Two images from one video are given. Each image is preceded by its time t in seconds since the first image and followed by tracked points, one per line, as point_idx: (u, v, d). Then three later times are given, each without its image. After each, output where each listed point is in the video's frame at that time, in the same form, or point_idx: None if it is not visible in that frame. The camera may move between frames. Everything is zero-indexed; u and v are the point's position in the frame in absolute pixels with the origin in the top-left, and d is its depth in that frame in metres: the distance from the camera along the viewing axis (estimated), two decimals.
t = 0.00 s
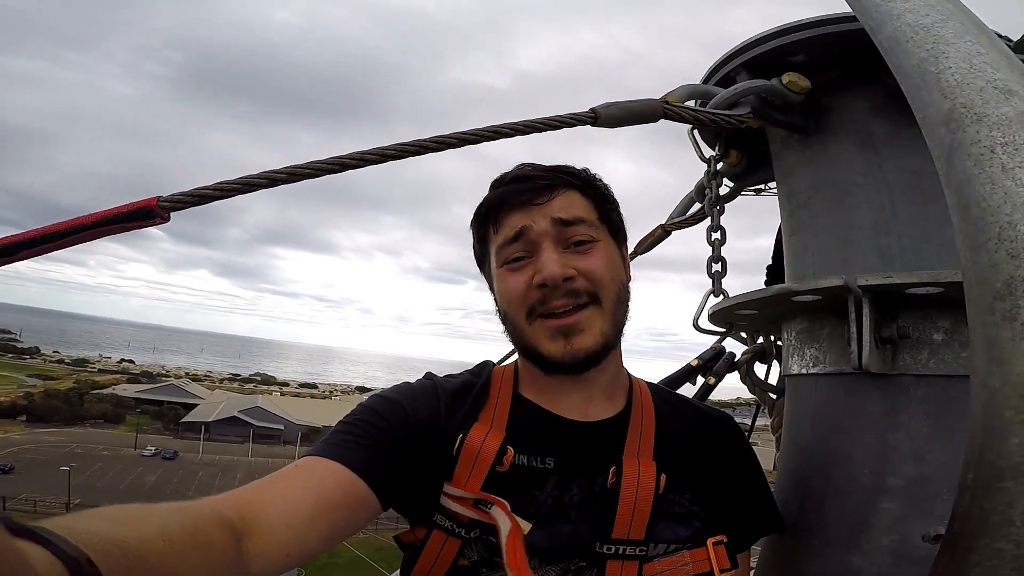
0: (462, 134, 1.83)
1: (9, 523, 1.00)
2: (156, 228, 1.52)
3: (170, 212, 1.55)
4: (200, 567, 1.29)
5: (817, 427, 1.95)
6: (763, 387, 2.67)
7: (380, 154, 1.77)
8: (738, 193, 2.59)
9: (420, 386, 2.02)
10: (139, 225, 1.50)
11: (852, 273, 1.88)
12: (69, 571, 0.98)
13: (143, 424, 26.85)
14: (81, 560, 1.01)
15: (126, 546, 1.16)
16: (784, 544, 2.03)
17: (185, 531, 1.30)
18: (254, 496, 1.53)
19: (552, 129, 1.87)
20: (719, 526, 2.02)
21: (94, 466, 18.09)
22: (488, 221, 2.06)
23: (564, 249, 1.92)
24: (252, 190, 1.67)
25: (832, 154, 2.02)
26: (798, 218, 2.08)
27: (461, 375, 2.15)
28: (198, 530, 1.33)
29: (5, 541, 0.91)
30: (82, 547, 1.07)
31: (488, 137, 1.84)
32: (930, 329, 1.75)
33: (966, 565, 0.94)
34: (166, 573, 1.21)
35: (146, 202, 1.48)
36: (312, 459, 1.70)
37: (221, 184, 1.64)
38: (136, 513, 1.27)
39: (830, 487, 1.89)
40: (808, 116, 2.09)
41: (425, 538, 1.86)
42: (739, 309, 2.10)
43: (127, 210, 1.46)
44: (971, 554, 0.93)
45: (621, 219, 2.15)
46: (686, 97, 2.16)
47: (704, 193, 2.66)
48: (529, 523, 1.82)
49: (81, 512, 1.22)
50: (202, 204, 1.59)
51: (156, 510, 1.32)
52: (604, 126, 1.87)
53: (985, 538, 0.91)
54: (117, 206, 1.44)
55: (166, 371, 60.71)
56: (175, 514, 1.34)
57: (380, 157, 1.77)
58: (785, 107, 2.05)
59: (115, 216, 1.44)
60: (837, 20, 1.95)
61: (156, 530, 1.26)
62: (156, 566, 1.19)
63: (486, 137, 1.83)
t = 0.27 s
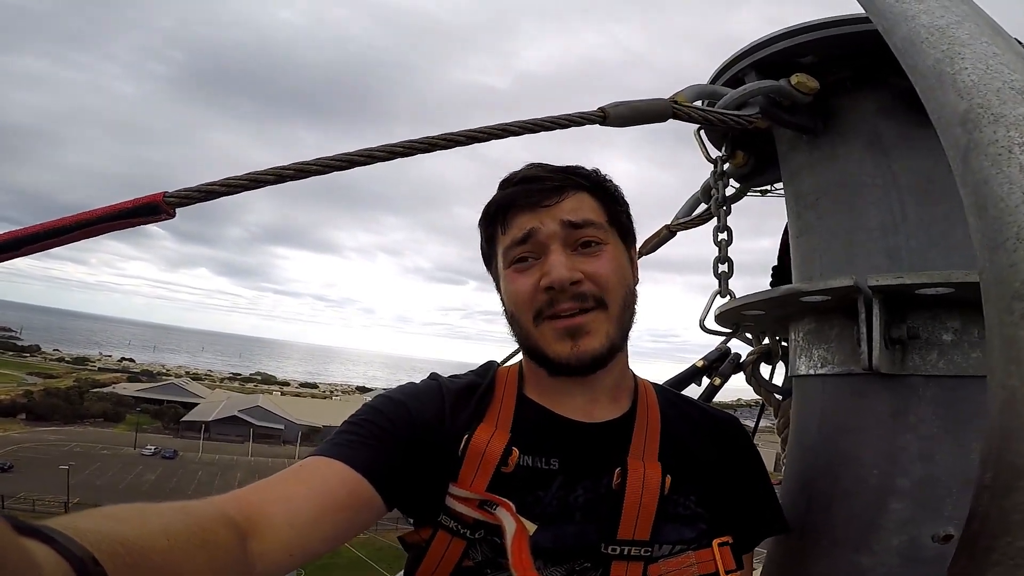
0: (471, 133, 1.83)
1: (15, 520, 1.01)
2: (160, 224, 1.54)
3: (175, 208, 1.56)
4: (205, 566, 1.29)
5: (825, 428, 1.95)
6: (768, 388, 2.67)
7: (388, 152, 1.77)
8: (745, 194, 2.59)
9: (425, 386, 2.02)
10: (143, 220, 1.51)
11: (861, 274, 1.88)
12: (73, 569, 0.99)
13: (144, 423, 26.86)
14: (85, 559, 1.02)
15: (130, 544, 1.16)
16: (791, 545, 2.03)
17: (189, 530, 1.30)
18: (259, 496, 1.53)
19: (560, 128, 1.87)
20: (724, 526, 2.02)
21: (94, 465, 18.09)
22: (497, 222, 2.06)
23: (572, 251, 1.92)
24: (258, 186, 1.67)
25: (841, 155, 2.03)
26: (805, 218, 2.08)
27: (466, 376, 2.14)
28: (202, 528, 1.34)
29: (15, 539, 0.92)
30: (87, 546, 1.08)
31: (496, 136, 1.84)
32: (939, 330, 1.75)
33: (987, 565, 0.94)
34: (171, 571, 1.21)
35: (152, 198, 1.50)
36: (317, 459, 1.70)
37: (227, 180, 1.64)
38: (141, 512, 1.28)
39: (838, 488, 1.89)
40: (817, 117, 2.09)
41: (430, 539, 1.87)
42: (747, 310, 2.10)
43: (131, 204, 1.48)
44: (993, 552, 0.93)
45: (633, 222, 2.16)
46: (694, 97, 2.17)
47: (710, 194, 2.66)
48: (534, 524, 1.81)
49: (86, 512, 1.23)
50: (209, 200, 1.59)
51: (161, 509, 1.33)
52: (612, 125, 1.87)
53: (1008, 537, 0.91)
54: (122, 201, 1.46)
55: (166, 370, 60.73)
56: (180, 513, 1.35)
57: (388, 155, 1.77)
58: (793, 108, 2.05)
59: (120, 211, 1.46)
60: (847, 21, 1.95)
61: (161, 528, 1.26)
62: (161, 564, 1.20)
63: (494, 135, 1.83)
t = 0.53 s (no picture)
0: (473, 132, 1.82)
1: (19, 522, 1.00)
2: (160, 224, 1.53)
3: (175, 208, 1.55)
4: (208, 567, 1.29)
5: (828, 428, 1.95)
6: (770, 389, 2.67)
7: (390, 151, 1.77)
8: (747, 194, 2.59)
9: (426, 386, 2.01)
10: (144, 221, 1.51)
11: (864, 275, 1.88)
12: (77, 570, 0.98)
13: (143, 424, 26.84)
14: (89, 560, 1.01)
15: (133, 545, 1.16)
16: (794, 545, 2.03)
17: (191, 531, 1.30)
18: (260, 496, 1.52)
19: (563, 127, 1.87)
20: (725, 525, 2.02)
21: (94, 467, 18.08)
22: (500, 222, 2.05)
23: (576, 254, 1.92)
24: (259, 186, 1.67)
25: (845, 155, 2.02)
26: (808, 218, 2.08)
27: (467, 376, 2.14)
28: (204, 529, 1.33)
29: (16, 537, 0.91)
30: (90, 547, 1.07)
31: (498, 135, 1.84)
32: (943, 330, 1.75)
33: (994, 565, 0.94)
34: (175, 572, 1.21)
35: (152, 198, 1.50)
36: (318, 460, 1.69)
37: (228, 180, 1.64)
38: (142, 513, 1.27)
39: (842, 489, 1.88)
40: (820, 117, 2.08)
41: (431, 539, 1.86)
42: (750, 310, 2.09)
43: (132, 204, 1.48)
44: (1000, 552, 0.93)
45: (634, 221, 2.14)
46: (697, 97, 2.16)
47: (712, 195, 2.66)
48: (536, 523, 1.81)
49: (88, 513, 1.22)
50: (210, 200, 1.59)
51: (162, 510, 1.32)
52: (615, 124, 1.87)
53: (1015, 538, 0.91)
54: (122, 201, 1.46)
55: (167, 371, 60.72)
56: (182, 515, 1.34)
57: (390, 154, 1.77)
58: (796, 108, 2.05)
59: (121, 211, 1.45)
60: (851, 21, 1.95)
61: (163, 530, 1.25)
62: (164, 564, 1.19)
63: (496, 134, 1.83)
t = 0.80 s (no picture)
0: (467, 129, 1.80)
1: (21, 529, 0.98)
2: (150, 226, 1.51)
3: (165, 210, 1.53)
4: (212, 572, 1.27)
5: (830, 426, 1.92)
6: (771, 387, 2.65)
7: (382, 148, 1.74)
8: (746, 190, 2.57)
9: (421, 389, 1.99)
10: (134, 223, 1.48)
11: (865, 270, 1.86)
12: None
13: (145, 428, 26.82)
14: (93, 566, 0.99)
15: (135, 551, 1.13)
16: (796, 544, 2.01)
17: (193, 537, 1.28)
18: (260, 501, 1.50)
19: (560, 124, 1.84)
20: (726, 522, 2.00)
21: (96, 472, 18.06)
22: (536, 201, 2.01)
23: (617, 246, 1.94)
24: (250, 185, 1.64)
25: (844, 150, 2.00)
26: (808, 214, 2.05)
27: (463, 377, 2.11)
28: (206, 535, 1.31)
29: (21, 542, 0.89)
30: (93, 553, 1.05)
31: (493, 131, 1.81)
32: (945, 326, 1.72)
33: (1001, 564, 0.92)
34: None
35: (142, 199, 1.47)
36: (316, 465, 1.68)
37: (218, 180, 1.62)
38: (142, 520, 1.25)
39: (843, 487, 1.86)
40: (819, 111, 2.06)
41: (430, 541, 1.84)
42: (750, 307, 2.07)
43: (119, 206, 1.45)
44: (1007, 551, 0.91)
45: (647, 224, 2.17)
46: (695, 91, 2.14)
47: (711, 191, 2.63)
48: (534, 523, 1.79)
49: (87, 521, 1.20)
50: (199, 200, 1.56)
51: (161, 517, 1.30)
52: (613, 120, 1.84)
53: (1019, 537, 0.89)
54: (111, 203, 1.43)
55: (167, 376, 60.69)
56: (181, 521, 1.31)
57: (382, 152, 1.74)
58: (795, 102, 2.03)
59: (110, 213, 1.43)
60: (851, 15, 1.93)
61: (164, 536, 1.23)
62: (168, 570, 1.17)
63: (492, 131, 1.81)
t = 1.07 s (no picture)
0: (471, 129, 1.80)
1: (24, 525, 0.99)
2: (155, 224, 1.51)
3: (170, 208, 1.54)
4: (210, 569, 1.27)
5: (828, 427, 1.94)
6: (770, 387, 2.66)
7: (387, 149, 1.75)
8: (747, 191, 2.57)
9: (423, 388, 2.00)
10: (140, 221, 1.50)
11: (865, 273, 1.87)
12: (80, 572, 0.97)
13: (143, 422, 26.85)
14: (91, 562, 0.99)
15: (134, 547, 1.14)
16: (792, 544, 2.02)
17: (192, 534, 1.28)
18: (260, 499, 1.51)
19: (562, 125, 1.85)
20: (724, 524, 2.02)
21: (94, 466, 18.08)
22: (556, 194, 2.03)
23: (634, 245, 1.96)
24: (255, 185, 1.65)
25: (846, 152, 2.01)
26: (809, 216, 2.06)
27: (465, 377, 2.12)
28: (205, 532, 1.32)
29: (20, 538, 0.90)
30: (93, 549, 1.05)
31: (497, 133, 1.82)
32: (945, 329, 1.73)
33: (996, 567, 0.93)
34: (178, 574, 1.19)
35: (147, 198, 1.48)
36: (317, 461, 1.69)
37: (221, 179, 1.62)
38: (141, 516, 1.26)
39: (842, 488, 1.87)
40: (821, 113, 2.07)
41: (431, 540, 1.85)
42: (751, 309, 2.08)
43: (126, 204, 1.46)
44: (1001, 555, 0.92)
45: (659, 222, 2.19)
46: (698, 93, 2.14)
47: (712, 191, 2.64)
48: (535, 525, 1.79)
49: (88, 514, 1.21)
50: (204, 199, 1.57)
51: (161, 513, 1.30)
52: (615, 122, 1.85)
53: (1015, 540, 0.90)
54: (117, 201, 1.44)
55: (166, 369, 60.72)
56: (181, 518, 1.32)
57: (387, 152, 1.75)
58: (799, 104, 2.03)
59: (116, 211, 1.44)
60: (857, 17, 1.93)
61: (163, 532, 1.24)
62: (167, 568, 1.18)
63: (495, 132, 1.81)
